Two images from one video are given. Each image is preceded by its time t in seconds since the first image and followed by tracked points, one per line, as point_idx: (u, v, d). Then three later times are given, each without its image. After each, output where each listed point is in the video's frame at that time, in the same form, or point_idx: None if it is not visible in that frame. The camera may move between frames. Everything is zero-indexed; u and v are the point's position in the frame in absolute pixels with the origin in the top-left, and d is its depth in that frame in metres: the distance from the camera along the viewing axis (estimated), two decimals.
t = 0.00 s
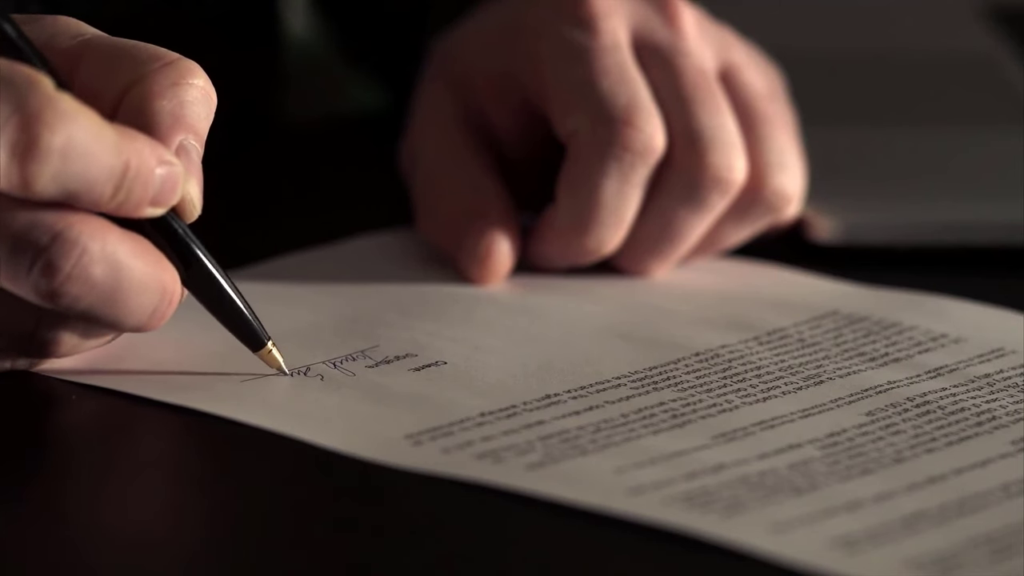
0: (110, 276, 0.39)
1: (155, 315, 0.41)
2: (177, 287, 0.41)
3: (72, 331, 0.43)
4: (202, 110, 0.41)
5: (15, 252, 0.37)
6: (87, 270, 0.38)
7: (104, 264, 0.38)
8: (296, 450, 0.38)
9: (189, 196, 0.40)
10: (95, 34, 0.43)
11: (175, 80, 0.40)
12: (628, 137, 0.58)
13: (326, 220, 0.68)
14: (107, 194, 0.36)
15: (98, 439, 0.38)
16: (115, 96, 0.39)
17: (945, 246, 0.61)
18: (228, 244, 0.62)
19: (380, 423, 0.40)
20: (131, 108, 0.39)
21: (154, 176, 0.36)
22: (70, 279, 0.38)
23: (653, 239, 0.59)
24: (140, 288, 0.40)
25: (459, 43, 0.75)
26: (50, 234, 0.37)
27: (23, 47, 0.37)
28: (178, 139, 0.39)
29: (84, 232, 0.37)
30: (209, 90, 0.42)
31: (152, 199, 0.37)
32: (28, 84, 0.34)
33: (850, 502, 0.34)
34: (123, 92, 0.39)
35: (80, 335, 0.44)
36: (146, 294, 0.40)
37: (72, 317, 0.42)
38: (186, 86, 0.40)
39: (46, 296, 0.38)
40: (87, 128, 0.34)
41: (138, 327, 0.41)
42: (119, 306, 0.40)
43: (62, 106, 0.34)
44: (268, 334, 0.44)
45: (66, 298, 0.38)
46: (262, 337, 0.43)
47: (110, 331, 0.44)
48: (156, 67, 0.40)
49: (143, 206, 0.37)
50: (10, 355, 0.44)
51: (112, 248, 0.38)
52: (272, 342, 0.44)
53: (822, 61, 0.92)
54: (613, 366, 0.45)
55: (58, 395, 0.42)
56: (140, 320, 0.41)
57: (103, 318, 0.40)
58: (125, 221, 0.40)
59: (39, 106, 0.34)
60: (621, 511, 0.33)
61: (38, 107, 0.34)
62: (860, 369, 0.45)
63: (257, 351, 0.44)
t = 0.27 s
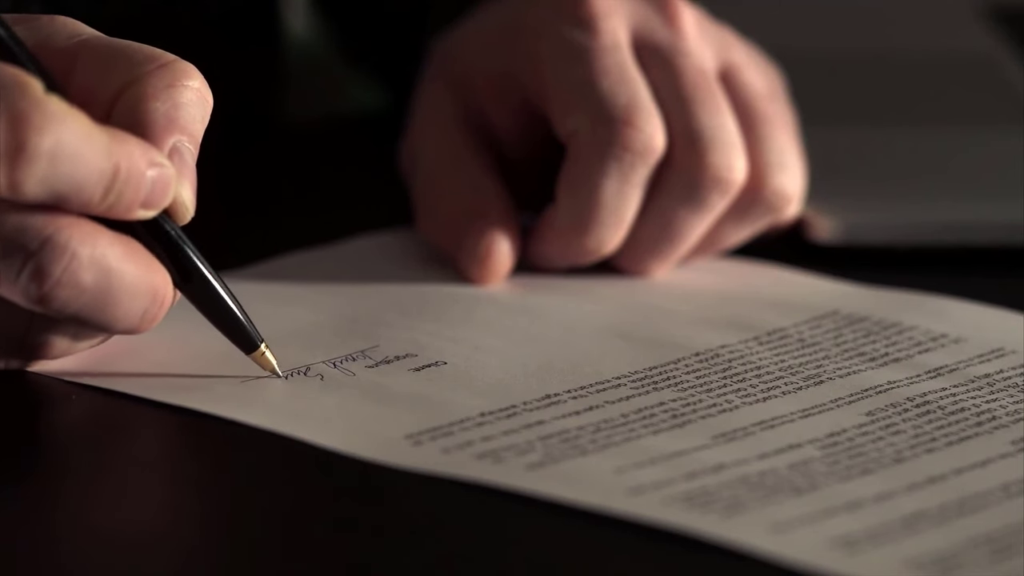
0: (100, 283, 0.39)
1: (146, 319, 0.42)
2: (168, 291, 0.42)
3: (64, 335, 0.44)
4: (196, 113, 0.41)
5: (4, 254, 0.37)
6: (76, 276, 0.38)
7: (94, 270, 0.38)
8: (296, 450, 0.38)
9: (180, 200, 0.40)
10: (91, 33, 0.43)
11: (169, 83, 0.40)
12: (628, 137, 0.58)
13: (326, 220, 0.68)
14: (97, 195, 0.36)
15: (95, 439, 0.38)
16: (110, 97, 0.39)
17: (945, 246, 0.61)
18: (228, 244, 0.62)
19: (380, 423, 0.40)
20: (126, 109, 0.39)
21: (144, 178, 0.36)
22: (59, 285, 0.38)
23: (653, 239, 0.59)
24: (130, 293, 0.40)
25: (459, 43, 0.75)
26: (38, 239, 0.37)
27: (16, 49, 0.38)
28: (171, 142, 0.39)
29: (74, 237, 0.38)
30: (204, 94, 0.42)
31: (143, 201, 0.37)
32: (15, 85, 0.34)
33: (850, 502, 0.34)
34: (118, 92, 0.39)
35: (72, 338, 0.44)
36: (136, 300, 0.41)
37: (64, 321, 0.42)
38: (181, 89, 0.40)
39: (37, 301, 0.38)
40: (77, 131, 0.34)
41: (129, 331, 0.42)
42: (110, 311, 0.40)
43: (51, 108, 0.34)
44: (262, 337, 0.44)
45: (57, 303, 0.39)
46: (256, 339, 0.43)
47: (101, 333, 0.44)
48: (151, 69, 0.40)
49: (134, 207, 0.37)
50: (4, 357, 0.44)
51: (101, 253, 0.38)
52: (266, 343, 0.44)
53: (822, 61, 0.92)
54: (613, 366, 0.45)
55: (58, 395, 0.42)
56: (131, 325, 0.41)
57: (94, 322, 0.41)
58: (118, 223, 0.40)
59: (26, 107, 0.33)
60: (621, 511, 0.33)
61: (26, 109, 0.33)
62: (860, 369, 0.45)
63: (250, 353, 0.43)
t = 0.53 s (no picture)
0: (97, 285, 0.39)
1: (142, 321, 0.42)
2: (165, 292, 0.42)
3: (59, 338, 0.44)
4: (194, 113, 0.40)
5: None
6: (72, 279, 0.38)
7: (90, 273, 0.39)
8: (296, 450, 0.38)
9: (177, 200, 0.40)
10: (89, 34, 0.43)
11: (166, 83, 0.40)
12: (628, 137, 0.58)
13: (326, 220, 0.68)
14: (91, 199, 0.36)
15: (94, 439, 0.38)
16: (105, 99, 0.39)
17: (945, 246, 0.61)
18: (228, 245, 0.62)
19: (380, 423, 0.39)
20: (123, 110, 0.39)
21: (140, 181, 0.36)
22: (55, 288, 0.38)
23: (653, 239, 0.59)
24: (128, 295, 0.40)
25: (459, 43, 0.75)
26: (33, 243, 0.37)
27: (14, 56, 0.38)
28: (168, 143, 0.39)
29: (70, 241, 0.38)
30: (203, 94, 0.42)
31: (140, 204, 0.37)
32: (12, 89, 0.34)
33: (850, 502, 0.34)
34: (115, 93, 0.39)
35: (69, 340, 0.44)
36: (134, 301, 0.41)
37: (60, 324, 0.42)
38: (178, 89, 0.40)
39: (33, 305, 0.39)
40: (70, 134, 0.34)
41: (126, 332, 0.42)
42: (107, 311, 0.40)
43: (45, 111, 0.34)
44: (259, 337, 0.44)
45: (53, 306, 0.39)
46: (252, 340, 0.43)
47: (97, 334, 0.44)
48: (148, 71, 0.40)
49: (130, 211, 0.37)
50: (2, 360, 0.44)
51: (97, 256, 0.39)
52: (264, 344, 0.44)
53: (822, 61, 0.92)
54: (613, 366, 0.45)
55: (58, 395, 0.42)
56: (127, 326, 0.41)
57: (91, 324, 0.41)
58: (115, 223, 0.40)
59: (20, 110, 0.33)
60: (621, 511, 0.33)
61: (19, 112, 0.33)
62: (860, 369, 0.45)
63: (247, 353, 0.43)
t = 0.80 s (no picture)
0: (88, 286, 0.39)
1: (141, 324, 0.41)
2: (166, 295, 0.42)
3: (56, 344, 0.43)
4: (190, 122, 0.41)
5: None
6: (62, 280, 0.39)
7: (80, 275, 0.39)
8: (296, 450, 0.38)
9: (179, 205, 0.40)
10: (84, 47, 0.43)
11: (162, 91, 0.40)
12: (628, 137, 0.58)
13: (326, 220, 0.68)
14: (85, 195, 0.36)
15: (94, 440, 0.38)
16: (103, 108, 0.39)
17: (945, 246, 0.61)
18: (228, 245, 0.62)
19: (380, 423, 0.39)
20: (122, 116, 0.39)
21: (138, 181, 0.36)
22: (43, 289, 0.38)
23: (653, 239, 0.59)
24: (123, 297, 0.40)
25: (459, 43, 0.75)
26: (23, 243, 0.37)
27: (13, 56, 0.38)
28: (168, 149, 0.40)
29: (60, 242, 0.38)
30: (197, 103, 0.42)
31: (137, 204, 0.37)
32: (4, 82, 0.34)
33: (850, 503, 0.34)
34: (111, 101, 0.39)
35: (66, 347, 0.43)
36: (130, 303, 0.40)
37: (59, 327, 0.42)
38: (174, 97, 0.40)
39: (23, 305, 0.39)
40: (61, 126, 0.34)
41: (125, 335, 0.42)
42: (103, 314, 0.40)
43: (36, 102, 0.33)
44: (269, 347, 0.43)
45: (45, 307, 0.39)
46: (261, 349, 0.42)
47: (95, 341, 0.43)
48: (144, 78, 0.40)
49: (127, 210, 0.37)
50: (1, 362, 0.43)
51: (88, 258, 0.39)
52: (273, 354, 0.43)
53: (822, 61, 0.92)
54: (613, 366, 0.45)
55: (57, 395, 0.42)
56: (126, 328, 0.41)
57: (88, 325, 0.41)
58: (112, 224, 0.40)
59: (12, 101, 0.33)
60: (622, 511, 0.33)
61: (11, 103, 0.33)
62: (860, 369, 0.45)
63: (256, 363, 0.42)
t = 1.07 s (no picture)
0: (80, 283, 0.39)
1: (127, 319, 0.41)
2: (151, 291, 0.42)
3: (49, 338, 0.43)
4: (184, 115, 0.40)
5: None
6: (55, 277, 0.38)
7: (73, 272, 0.39)
8: (296, 450, 0.38)
9: (163, 198, 0.40)
10: (86, 35, 0.44)
11: (156, 84, 0.40)
12: (628, 137, 0.58)
13: (326, 220, 0.68)
14: (76, 191, 0.36)
15: (93, 439, 0.38)
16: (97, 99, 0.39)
17: (945, 246, 0.61)
18: (228, 245, 0.62)
19: (380, 423, 0.39)
20: (115, 110, 0.39)
21: (127, 176, 0.36)
22: (37, 287, 0.38)
23: (653, 239, 0.59)
24: (113, 293, 0.40)
25: (459, 43, 0.75)
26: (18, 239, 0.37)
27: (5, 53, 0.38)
28: (157, 143, 0.39)
29: (53, 238, 0.38)
30: (196, 95, 0.42)
31: (126, 200, 0.37)
32: None
33: (850, 502, 0.34)
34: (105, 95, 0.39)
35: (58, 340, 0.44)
36: (118, 299, 0.40)
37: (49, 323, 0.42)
38: (169, 90, 0.40)
39: (17, 302, 0.39)
40: (52, 123, 0.34)
41: (111, 330, 0.42)
42: (92, 309, 0.40)
43: (28, 101, 0.34)
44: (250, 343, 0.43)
45: (37, 304, 0.39)
46: (242, 344, 0.42)
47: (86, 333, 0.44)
48: (140, 70, 0.40)
49: (116, 205, 0.37)
50: None
51: (81, 256, 0.39)
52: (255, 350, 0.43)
53: (823, 61, 0.92)
54: (613, 366, 0.45)
55: (56, 395, 0.42)
56: (112, 324, 0.41)
57: (76, 322, 0.41)
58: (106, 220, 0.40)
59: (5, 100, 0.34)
60: (622, 511, 0.33)
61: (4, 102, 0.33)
62: (860, 369, 0.45)
63: (238, 359, 0.42)
